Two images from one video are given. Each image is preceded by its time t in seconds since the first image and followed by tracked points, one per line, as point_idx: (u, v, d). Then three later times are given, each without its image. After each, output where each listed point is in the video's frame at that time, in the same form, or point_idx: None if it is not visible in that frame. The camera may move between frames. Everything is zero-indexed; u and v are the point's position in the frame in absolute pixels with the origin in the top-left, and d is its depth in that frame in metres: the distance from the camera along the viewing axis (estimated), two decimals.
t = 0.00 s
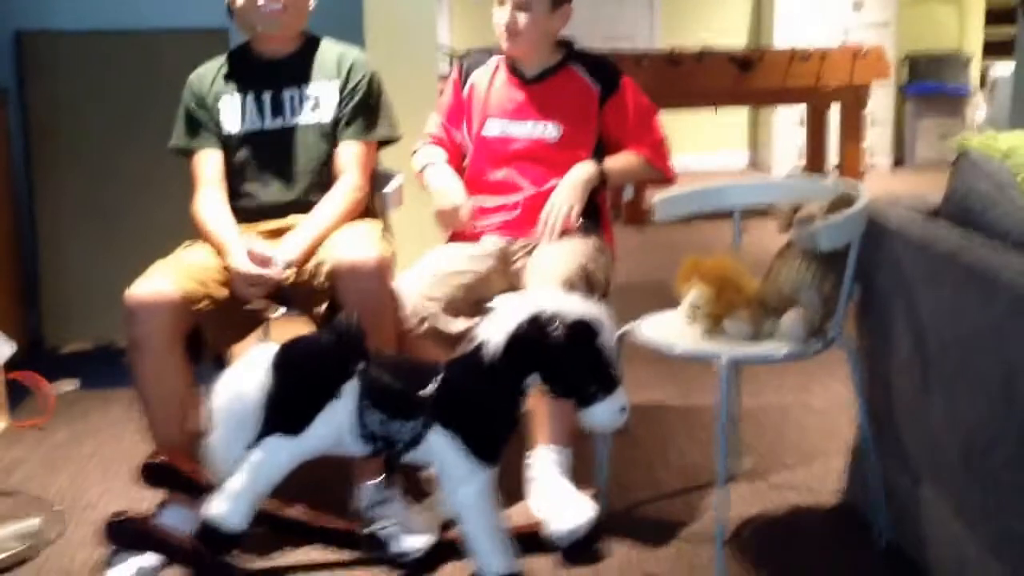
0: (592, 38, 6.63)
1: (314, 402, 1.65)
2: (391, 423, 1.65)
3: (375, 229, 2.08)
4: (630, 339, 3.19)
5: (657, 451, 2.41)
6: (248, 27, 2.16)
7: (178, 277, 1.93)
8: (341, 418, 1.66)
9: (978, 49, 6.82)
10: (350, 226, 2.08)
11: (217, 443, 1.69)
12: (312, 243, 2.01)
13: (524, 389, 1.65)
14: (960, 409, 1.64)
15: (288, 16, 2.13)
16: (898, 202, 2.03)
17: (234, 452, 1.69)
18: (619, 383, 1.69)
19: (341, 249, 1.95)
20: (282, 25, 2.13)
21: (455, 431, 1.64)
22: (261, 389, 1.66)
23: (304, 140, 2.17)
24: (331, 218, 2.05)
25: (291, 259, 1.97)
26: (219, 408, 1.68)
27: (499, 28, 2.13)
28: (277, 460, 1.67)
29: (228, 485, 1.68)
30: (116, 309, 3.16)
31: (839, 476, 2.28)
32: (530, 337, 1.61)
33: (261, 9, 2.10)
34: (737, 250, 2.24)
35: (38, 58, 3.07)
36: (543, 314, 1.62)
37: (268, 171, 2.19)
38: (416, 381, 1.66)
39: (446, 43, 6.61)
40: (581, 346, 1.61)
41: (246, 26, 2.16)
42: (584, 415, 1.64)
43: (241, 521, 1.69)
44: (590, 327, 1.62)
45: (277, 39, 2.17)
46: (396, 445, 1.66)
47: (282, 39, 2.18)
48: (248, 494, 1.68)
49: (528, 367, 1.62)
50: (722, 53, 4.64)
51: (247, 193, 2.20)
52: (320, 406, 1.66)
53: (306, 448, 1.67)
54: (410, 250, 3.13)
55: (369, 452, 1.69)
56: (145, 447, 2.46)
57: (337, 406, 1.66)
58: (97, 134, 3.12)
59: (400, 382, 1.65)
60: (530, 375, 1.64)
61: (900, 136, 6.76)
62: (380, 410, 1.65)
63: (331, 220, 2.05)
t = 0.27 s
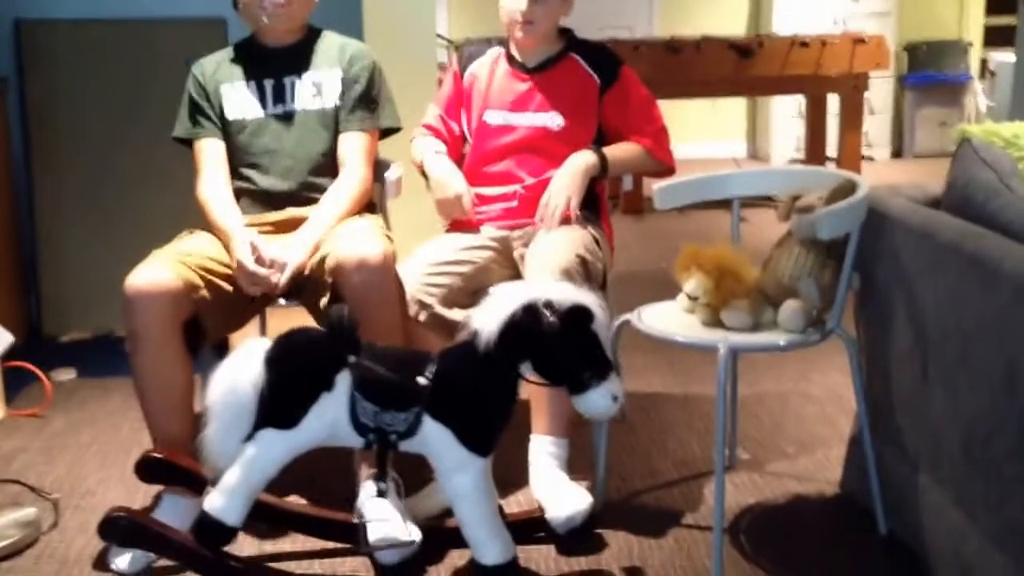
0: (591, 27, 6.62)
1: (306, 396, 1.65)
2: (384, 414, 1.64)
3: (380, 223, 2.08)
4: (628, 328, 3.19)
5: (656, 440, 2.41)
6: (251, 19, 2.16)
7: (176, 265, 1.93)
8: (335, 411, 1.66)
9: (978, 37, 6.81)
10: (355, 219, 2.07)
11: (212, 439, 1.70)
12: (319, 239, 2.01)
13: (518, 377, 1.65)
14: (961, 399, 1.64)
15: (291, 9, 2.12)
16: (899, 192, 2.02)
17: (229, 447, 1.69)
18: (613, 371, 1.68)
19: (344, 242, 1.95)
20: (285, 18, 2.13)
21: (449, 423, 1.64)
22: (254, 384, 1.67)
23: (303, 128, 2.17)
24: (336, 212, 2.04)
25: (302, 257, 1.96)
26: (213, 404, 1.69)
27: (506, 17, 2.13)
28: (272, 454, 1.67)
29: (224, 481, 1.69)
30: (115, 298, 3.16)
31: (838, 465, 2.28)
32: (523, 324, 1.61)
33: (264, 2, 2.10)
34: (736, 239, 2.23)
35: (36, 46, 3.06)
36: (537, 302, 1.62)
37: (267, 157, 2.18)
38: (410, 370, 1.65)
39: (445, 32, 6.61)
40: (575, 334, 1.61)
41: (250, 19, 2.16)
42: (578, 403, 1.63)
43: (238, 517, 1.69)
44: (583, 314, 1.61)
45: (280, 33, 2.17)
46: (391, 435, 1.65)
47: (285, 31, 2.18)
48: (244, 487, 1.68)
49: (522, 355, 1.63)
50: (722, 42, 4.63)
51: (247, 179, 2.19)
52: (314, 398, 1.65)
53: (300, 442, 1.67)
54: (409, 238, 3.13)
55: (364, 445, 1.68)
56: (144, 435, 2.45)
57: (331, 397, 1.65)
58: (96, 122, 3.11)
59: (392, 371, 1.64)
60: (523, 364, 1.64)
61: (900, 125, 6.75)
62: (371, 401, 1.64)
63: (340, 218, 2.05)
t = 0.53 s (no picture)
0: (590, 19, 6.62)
1: (304, 388, 1.64)
2: (383, 407, 1.64)
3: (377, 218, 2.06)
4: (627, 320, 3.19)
5: (656, 433, 2.41)
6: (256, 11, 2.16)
7: (175, 255, 1.92)
8: (333, 404, 1.65)
9: (977, 29, 6.81)
10: (353, 214, 2.06)
11: (212, 431, 1.70)
12: (313, 233, 1.99)
13: (518, 369, 1.66)
14: (961, 393, 1.64)
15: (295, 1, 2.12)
16: (898, 184, 2.02)
17: (228, 439, 1.70)
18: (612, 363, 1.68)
19: (343, 236, 1.94)
20: (290, 10, 2.13)
21: (448, 415, 1.63)
22: (252, 376, 1.66)
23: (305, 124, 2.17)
24: (334, 206, 2.03)
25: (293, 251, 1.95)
26: (212, 396, 1.69)
27: (507, 7, 2.13)
28: (270, 447, 1.67)
29: (223, 473, 1.69)
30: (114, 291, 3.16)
31: (837, 458, 2.28)
32: (521, 317, 1.61)
33: None
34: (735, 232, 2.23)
35: (34, 38, 3.05)
36: (536, 294, 1.62)
37: (268, 150, 2.17)
38: (409, 363, 1.65)
39: (445, 25, 6.60)
40: (574, 326, 1.61)
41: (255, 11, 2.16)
42: (578, 395, 1.63)
43: (237, 509, 1.69)
44: (581, 307, 1.61)
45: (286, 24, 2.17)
46: (389, 428, 1.64)
47: (288, 23, 2.18)
48: (243, 479, 1.68)
49: (521, 347, 1.63)
50: (722, 34, 4.63)
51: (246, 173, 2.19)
52: (312, 391, 1.65)
53: (298, 435, 1.67)
54: (409, 231, 3.13)
55: (362, 437, 1.68)
56: (144, 428, 2.45)
57: (329, 391, 1.65)
58: (94, 114, 3.10)
59: (391, 364, 1.64)
60: (521, 356, 1.65)
61: (899, 118, 6.75)
62: (370, 393, 1.64)
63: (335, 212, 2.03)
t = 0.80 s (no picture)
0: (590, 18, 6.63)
1: (303, 387, 1.64)
2: (382, 405, 1.63)
3: (377, 215, 2.06)
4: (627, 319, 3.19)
5: (656, 431, 2.41)
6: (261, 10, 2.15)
7: (171, 253, 1.91)
8: (333, 402, 1.65)
9: (976, 29, 6.81)
10: (353, 212, 2.05)
11: (211, 430, 1.69)
12: (312, 231, 1.99)
13: (518, 367, 1.66)
14: (960, 392, 1.64)
15: None
16: (898, 183, 2.02)
17: (227, 437, 1.69)
18: (612, 362, 1.67)
19: (342, 235, 1.93)
20: (295, 6, 2.11)
21: (447, 413, 1.63)
22: (251, 375, 1.66)
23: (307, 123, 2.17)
24: (333, 204, 2.02)
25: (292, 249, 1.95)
26: (212, 395, 1.68)
27: (506, 11, 2.13)
28: (269, 445, 1.66)
29: (222, 472, 1.68)
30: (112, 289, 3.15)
31: (837, 457, 2.28)
32: (520, 315, 1.61)
33: None
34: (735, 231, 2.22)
35: (33, 35, 3.05)
36: (535, 292, 1.62)
37: (269, 149, 2.17)
38: (408, 362, 1.65)
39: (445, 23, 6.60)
40: (573, 325, 1.60)
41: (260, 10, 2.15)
42: (577, 393, 1.62)
43: (235, 508, 1.68)
44: (580, 305, 1.61)
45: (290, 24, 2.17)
46: (388, 427, 1.64)
47: (293, 22, 2.17)
48: (242, 478, 1.67)
49: (520, 346, 1.63)
50: (721, 33, 4.63)
51: (246, 170, 2.18)
52: (311, 390, 1.65)
53: (298, 433, 1.66)
54: (408, 229, 3.12)
55: (362, 435, 1.67)
56: (143, 426, 2.45)
57: (328, 389, 1.65)
58: (94, 112, 3.10)
59: (390, 363, 1.64)
60: (521, 354, 1.64)
61: (898, 118, 6.75)
62: (370, 391, 1.63)
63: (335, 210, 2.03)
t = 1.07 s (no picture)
0: (590, 21, 6.66)
1: (303, 390, 1.64)
2: (382, 409, 1.63)
3: (376, 219, 2.06)
4: (627, 324, 3.18)
5: (656, 436, 2.41)
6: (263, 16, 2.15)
7: (170, 257, 1.91)
8: (332, 406, 1.65)
9: (975, 33, 6.82)
10: (353, 216, 2.05)
11: (209, 435, 1.69)
12: (312, 235, 1.99)
13: (517, 371, 1.66)
14: (959, 396, 1.64)
15: (305, 4, 2.11)
16: (898, 188, 2.02)
17: (225, 442, 1.69)
18: (612, 366, 1.67)
19: (342, 239, 1.93)
20: (298, 13, 2.11)
21: (446, 418, 1.63)
22: (251, 379, 1.66)
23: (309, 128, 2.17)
24: (333, 208, 2.02)
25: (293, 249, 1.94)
26: (210, 399, 1.68)
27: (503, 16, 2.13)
28: (268, 449, 1.66)
29: (221, 476, 1.68)
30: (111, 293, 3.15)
31: (837, 461, 2.28)
32: (520, 319, 1.61)
33: None
34: (735, 235, 2.22)
35: (32, 39, 3.05)
36: (535, 296, 1.61)
37: (270, 153, 2.17)
38: (408, 366, 1.65)
39: (445, 26, 6.60)
40: (573, 328, 1.60)
41: (263, 15, 2.15)
42: (577, 397, 1.62)
43: (234, 513, 1.68)
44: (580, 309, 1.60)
45: (292, 30, 2.16)
46: (388, 431, 1.64)
47: (296, 28, 2.16)
48: (241, 482, 1.67)
49: (520, 350, 1.62)
50: (721, 37, 4.63)
51: (246, 174, 2.18)
52: (310, 394, 1.64)
53: (297, 437, 1.66)
54: (408, 233, 3.12)
55: (361, 440, 1.68)
56: (142, 430, 2.45)
57: (327, 393, 1.64)
58: (93, 116, 3.10)
59: (390, 367, 1.64)
60: (521, 358, 1.64)
61: (898, 122, 6.76)
62: (370, 395, 1.64)
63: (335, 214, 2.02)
